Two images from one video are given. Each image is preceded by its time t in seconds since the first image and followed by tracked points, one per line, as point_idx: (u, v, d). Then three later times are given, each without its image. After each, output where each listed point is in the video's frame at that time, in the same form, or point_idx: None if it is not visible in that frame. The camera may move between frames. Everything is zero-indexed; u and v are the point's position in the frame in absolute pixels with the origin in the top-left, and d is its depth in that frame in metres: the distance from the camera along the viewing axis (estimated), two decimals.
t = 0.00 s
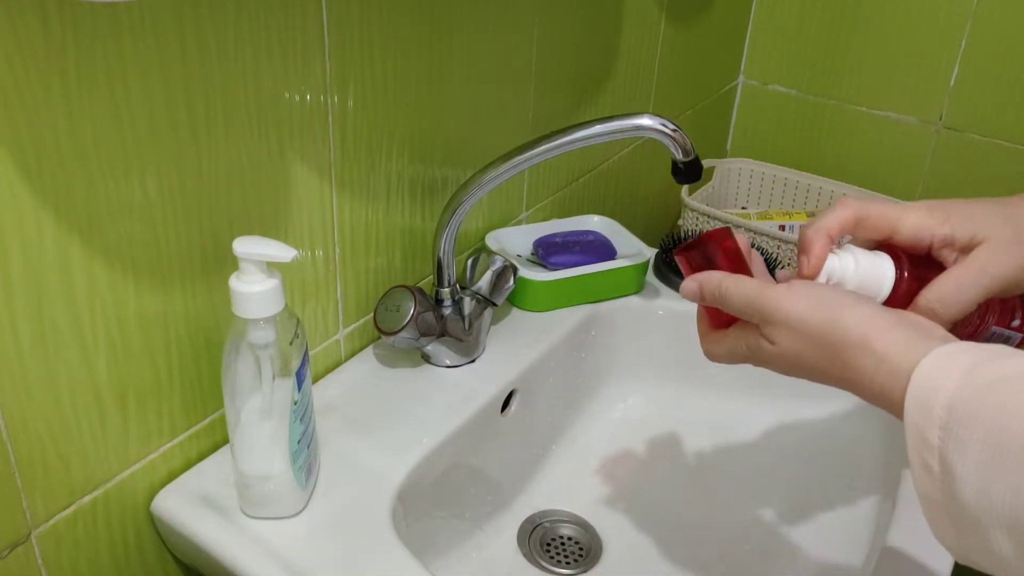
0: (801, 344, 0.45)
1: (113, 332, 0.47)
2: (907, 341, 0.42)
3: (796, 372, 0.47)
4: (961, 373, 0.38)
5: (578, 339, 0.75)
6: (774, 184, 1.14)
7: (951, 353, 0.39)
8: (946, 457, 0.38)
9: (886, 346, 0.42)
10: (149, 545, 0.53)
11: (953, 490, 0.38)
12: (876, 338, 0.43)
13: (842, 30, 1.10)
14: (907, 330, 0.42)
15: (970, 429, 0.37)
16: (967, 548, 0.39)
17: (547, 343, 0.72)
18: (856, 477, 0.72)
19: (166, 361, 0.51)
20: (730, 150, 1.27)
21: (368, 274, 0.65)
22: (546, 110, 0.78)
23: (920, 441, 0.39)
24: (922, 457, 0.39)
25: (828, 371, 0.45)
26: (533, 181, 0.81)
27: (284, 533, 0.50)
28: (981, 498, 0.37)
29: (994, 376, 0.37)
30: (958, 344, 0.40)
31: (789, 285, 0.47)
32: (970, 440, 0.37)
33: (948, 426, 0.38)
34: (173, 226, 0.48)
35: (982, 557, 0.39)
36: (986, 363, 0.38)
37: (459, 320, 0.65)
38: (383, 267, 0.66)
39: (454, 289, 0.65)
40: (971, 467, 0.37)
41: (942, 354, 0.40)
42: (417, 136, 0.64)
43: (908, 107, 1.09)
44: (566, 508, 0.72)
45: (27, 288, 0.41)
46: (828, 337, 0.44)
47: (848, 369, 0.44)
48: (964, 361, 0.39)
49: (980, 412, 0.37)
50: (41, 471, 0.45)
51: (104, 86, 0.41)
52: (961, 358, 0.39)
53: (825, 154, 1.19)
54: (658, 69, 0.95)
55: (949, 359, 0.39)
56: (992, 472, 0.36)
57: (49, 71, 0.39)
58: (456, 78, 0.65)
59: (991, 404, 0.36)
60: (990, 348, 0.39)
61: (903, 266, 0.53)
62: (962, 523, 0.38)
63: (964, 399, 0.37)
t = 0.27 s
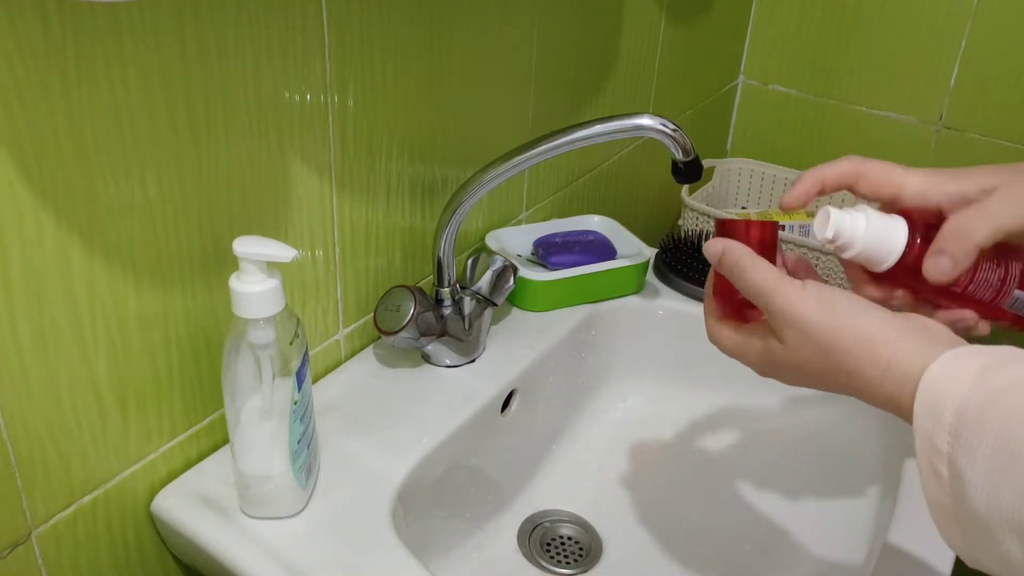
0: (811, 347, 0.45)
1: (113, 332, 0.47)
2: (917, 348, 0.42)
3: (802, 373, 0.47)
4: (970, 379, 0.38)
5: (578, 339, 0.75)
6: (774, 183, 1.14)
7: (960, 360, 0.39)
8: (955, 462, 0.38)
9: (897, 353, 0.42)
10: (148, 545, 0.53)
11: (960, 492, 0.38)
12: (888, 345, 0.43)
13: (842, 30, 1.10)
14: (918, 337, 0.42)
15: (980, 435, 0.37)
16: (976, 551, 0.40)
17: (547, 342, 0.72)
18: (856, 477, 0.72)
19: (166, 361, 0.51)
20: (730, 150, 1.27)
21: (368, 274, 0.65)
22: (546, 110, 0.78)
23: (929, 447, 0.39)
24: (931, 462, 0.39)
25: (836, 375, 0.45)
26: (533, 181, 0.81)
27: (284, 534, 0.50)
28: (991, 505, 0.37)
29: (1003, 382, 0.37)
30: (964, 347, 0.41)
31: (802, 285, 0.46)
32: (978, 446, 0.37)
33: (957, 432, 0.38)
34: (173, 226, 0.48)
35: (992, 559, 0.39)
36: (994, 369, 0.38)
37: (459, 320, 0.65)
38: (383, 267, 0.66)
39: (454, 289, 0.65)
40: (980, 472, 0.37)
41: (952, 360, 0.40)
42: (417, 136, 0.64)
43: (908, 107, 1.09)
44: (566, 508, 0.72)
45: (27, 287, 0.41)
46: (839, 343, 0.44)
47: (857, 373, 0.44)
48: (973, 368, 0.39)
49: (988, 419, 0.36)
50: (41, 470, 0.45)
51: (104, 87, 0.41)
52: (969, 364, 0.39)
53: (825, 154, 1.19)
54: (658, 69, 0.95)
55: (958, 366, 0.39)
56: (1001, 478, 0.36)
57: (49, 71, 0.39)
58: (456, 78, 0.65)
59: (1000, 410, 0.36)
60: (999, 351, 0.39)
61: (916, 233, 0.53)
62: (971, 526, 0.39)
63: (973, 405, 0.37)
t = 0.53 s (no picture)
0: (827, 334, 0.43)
1: (113, 332, 0.47)
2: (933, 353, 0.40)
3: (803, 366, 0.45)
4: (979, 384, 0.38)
5: (578, 339, 0.75)
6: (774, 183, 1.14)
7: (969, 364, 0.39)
8: (964, 467, 0.37)
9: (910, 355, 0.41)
10: (148, 545, 0.53)
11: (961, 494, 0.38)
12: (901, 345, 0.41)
13: (842, 30, 1.10)
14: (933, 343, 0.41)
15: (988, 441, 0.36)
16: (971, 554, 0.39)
17: (547, 342, 0.72)
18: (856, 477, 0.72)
19: (166, 361, 0.51)
20: (730, 150, 1.27)
21: (368, 274, 0.65)
22: (546, 110, 0.78)
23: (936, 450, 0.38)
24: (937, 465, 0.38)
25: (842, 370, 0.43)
26: (533, 181, 0.81)
27: (284, 534, 0.50)
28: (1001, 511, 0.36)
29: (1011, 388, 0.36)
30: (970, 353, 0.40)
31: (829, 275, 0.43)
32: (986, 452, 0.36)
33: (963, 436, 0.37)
34: (173, 226, 0.48)
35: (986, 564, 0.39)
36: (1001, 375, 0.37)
37: (459, 320, 0.65)
38: (383, 267, 0.66)
39: (454, 289, 0.65)
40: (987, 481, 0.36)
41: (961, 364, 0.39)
42: (417, 136, 0.64)
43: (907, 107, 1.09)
44: (566, 508, 0.72)
45: (28, 287, 0.41)
46: (844, 342, 0.42)
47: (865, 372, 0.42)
48: (982, 373, 0.38)
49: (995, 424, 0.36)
50: (42, 470, 0.45)
51: (104, 87, 0.41)
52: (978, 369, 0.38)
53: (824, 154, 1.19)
54: (658, 69, 0.95)
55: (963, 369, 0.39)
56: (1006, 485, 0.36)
57: (49, 71, 0.39)
58: (456, 78, 0.65)
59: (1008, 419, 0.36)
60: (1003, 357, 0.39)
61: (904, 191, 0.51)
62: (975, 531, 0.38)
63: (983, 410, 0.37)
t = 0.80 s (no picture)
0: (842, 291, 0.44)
1: (113, 332, 0.47)
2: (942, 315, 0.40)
3: (819, 334, 0.46)
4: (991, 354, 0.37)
5: (578, 339, 0.76)
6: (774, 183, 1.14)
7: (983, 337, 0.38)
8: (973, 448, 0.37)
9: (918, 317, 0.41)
10: (148, 545, 0.53)
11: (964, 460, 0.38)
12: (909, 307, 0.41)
13: (842, 30, 1.10)
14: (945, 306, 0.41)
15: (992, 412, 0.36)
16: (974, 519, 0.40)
17: (547, 342, 0.72)
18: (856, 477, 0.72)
19: (166, 361, 0.51)
20: (730, 150, 1.27)
21: (368, 274, 0.65)
22: (546, 110, 0.78)
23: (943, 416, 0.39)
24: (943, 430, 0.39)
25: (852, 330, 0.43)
26: (532, 181, 0.81)
27: (284, 534, 0.50)
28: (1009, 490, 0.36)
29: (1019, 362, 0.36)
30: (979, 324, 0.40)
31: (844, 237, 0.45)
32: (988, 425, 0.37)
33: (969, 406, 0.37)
34: (173, 226, 0.48)
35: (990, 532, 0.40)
36: (1011, 348, 0.37)
37: (459, 320, 0.65)
38: (383, 267, 0.66)
39: (454, 289, 0.65)
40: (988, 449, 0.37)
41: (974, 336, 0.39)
42: (417, 136, 0.64)
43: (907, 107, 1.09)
44: (566, 508, 0.72)
45: (27, 287, 0.41)
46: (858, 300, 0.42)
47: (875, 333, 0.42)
48: (993, 346, 0.38)
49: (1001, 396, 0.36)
50: (42, 470, 0.45)
51: (104, 86, 0.41)
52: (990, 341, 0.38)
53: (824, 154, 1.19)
54: (658, 70, 0.95)
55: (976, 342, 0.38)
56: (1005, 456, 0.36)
57: (48, 71, 0.39)
58: (456, 78, 0.65)
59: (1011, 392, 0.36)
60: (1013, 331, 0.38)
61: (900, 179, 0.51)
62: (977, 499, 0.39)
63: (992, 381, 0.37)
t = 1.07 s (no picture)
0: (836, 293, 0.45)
1: (113, 332, 0.47)
2: (951, 305, 0.41)
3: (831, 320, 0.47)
4: (1007, 341, 0.37)
5: (578, 339, 0.76)
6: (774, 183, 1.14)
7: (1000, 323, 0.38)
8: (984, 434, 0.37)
9: (929, 309, 0.42)
10: (148, 545, 0.53)
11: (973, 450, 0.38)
12: (919, 298, 0.42)
13: (842, 30, 1.10)
14: (953, 293, 0.42)
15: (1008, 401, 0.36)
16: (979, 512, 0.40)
17: (548, 342, 0.72)
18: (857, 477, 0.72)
19: (166, 361, 0.51)
20: (730, 150, 1.27)
21: (368, 274, 0.65)
22: (546, 110, 0.78)
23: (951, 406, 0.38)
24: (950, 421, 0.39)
25: (863, 322, 0.45)
26: (532, 181, 0.81)
27: (285, 534, 0.50)
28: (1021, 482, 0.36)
29: None
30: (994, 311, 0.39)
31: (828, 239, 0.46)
32: (1001, 412, 0.36)
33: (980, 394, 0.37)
34: (173, 226, 0.48)
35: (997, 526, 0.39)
36: None
37: (459, 320, 0.65)
38: (383, 267, 0.66)
39: (454, 289, 0.65)
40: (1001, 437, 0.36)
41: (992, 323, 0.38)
42: (417, 136, 0.64)
43: (908, 107, 1.09)
44: (566, 508, 0.72)
45: (27, 287, 0.41)
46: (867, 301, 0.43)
47: (889, 325, 0.43)
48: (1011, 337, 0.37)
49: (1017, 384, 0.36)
50: (42, 470, 0.45)
51: (104, 86, 0.41)
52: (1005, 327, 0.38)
53: (824, 154, 1.19)
54: (658, 70, 0.95)
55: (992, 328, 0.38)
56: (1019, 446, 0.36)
57: (48, 70, 0.39)
58: (456, 77, 0.65)
59: None
60: None
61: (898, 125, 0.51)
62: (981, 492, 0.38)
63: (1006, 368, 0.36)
